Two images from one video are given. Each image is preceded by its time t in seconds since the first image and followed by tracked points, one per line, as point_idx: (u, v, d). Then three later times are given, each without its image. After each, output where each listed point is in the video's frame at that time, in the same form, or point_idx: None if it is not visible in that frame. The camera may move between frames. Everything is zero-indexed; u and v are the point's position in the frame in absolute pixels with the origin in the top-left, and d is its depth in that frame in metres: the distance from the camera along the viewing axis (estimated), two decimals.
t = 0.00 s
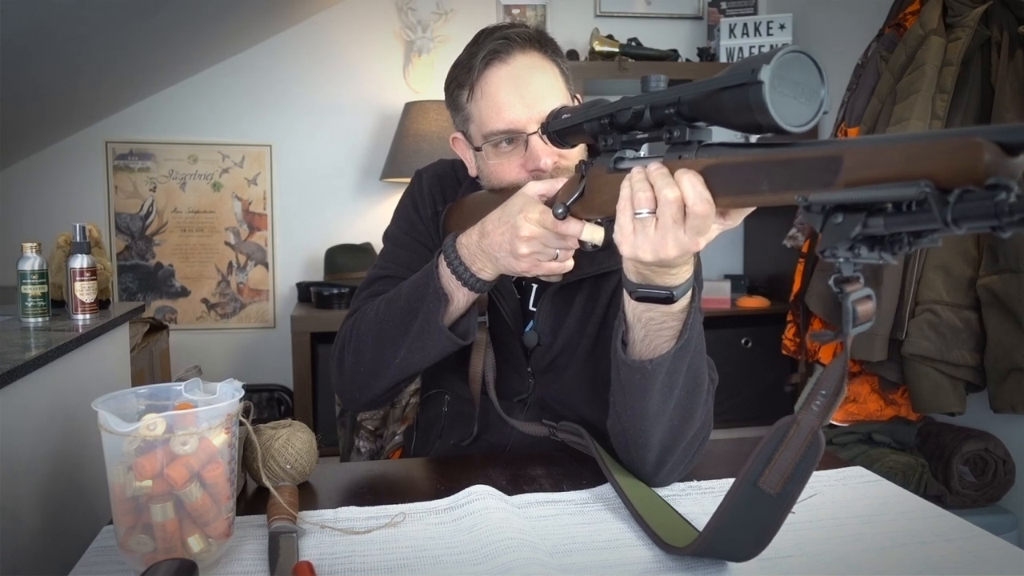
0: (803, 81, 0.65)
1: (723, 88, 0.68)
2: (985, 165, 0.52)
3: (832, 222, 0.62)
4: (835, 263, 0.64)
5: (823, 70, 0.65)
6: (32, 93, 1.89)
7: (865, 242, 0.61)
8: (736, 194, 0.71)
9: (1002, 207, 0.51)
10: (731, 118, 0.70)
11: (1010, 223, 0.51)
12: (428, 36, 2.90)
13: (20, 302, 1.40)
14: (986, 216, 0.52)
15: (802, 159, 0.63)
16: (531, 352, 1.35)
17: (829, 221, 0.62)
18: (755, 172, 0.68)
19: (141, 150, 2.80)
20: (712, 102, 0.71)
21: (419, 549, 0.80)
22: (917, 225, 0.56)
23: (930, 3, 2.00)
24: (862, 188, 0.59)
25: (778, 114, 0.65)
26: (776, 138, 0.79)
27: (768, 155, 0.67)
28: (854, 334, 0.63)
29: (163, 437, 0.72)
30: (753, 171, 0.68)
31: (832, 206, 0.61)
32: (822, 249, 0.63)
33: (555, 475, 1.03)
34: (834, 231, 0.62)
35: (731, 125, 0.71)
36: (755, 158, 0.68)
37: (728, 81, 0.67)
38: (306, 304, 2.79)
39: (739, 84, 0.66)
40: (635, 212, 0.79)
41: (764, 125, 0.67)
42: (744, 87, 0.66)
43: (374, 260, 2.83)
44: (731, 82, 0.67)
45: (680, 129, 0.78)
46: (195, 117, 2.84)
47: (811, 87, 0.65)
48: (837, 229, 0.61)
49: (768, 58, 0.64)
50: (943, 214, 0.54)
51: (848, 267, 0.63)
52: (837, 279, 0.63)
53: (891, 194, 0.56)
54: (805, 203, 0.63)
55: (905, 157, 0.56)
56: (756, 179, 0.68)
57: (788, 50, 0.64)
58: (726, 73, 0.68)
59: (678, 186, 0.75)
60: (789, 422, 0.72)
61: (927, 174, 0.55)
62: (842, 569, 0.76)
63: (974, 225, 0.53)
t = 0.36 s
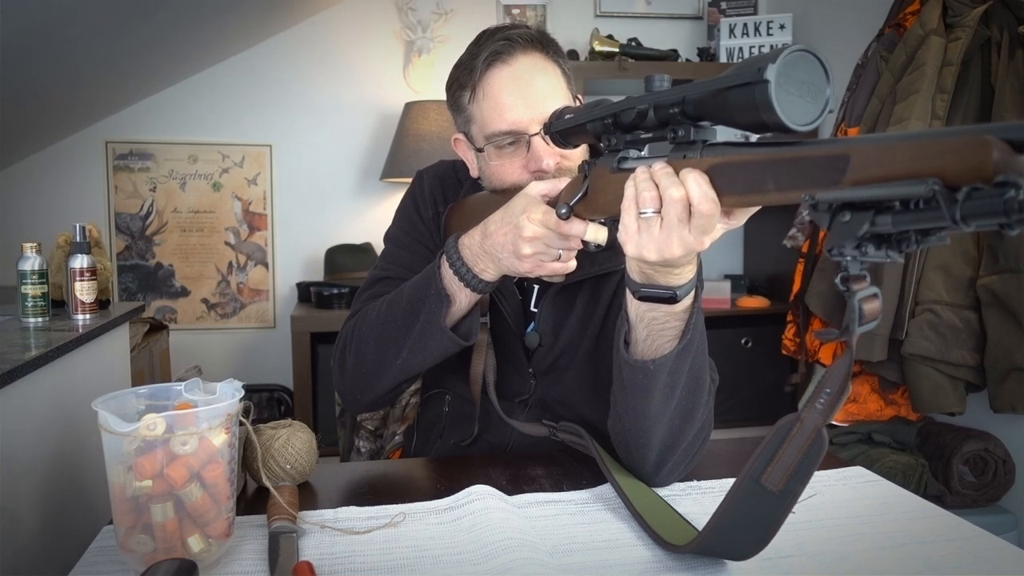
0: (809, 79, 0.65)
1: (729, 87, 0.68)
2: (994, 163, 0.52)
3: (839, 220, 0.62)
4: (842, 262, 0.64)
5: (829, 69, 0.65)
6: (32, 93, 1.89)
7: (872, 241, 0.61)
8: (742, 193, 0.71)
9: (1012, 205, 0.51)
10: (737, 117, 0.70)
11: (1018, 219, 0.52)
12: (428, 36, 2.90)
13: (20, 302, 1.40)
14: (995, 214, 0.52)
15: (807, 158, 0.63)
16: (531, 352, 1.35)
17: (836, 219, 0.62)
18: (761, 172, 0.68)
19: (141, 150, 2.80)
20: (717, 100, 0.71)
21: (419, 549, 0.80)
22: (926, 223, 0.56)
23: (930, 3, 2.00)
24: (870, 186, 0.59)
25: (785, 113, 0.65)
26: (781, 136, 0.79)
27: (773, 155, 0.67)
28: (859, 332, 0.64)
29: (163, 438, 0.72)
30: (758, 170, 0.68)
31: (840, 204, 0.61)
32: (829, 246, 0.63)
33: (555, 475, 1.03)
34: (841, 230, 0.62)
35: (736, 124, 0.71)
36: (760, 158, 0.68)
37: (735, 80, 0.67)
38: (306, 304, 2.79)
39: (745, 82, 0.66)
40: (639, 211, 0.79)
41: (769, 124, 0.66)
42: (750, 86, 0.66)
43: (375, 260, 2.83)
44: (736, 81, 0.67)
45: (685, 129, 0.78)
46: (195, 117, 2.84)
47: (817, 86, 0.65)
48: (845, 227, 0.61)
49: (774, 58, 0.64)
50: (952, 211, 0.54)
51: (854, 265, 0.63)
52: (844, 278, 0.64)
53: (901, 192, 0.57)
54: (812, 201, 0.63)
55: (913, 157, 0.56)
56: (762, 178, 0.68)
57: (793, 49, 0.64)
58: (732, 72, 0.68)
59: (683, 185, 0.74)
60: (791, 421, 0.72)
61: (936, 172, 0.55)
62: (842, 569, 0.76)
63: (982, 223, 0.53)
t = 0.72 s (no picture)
0: (808, 80, 0.65)
1: (729, 88, 0.68)
2: (992, 164, 0.52)
3: (838, 220, 0.62)
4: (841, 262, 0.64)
5: (828, 69, 0.65)
6: (32, 93, 1.89)
7: (870, 242, 0.61)
8: (741, 193, 0.71)
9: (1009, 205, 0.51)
10: (736, 117, 0.70)
11: (1016, 221, 0.51)
12: (428, 36, 2.90)
13: (20, 302, 1.40)
14: (993, 214, 0.52)
15: (807, 158, 0.63)
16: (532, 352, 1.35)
17: (835, 220, 0.62)
18: (760, 174, 0.68)
19: (141, 150, 2.80)
20: (717, 101, 0.71)
21: (419, 549, 0.80)
22: (924, 223, 0.56)
23: (930, 3, 2.00)
24: (869, 186, 0.59)
25: (783, 113, 0.65)
26: (780, 137, 0.79)
27: (772, 156, 0.67)
28: (859, 333, 0.64)
29: (163, 437, 0.72)
30: (758, 171, 0.68)
31: (839, 205, 0.61)
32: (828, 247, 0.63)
33: (555, 475, 1.03)
34: (840, 230, 0.62)
35: (735, 125, 0.71)
36: (760, 158, 0.68)
37: (734, 81, 0.67)
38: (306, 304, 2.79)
39: (744, 83, 0.66)
40: (639, 211, 0.79)
41: (768, 124, 0.67)
42: (750, 86, 0.66)
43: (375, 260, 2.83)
44: (736, 82, 0.67)
45: (684, 129, 0.78)
46: (195, 117, 2.84)
47: (816, 86, 0.65)
48: (843, 228, 0.61)
49: (773, 58, 0.64)
50: (949, 212, 0.54)
51: (853, 266, 0.63)
52: (843, 279, 0.64)
53: (899, 192, 0.56)
54: (811, 202, 0.63)
55: (911, 159, 0.56)
56: (760, 179, 0.68)
57: (792, 48, 0.64)
58: (731, 73, 0.68)
59: (682, 185, 0.75)
60: (791, 421, 0.73)
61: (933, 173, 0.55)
62: (841, 569, 0.76)
63: (981, 224, 0.53)
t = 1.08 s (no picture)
0: (810, 80, 0.65)
1: (731, 87, 0.68)
2: (995, 164, 0.52)
3: (841, 220, 0.62)
4: (842, 262, 0.64)
5: (831, 70, 0.65)
6: (32, 94, 1.89)
7: (873, 242, 0.61)
8: (742, 194, 0.71)
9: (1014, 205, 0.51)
10: (738, 117, 0.70)
11: (1020, 222, 0.51)
12: (428, 36, 2.90)
13: (20, 302, 1.40)
14: (997, 214, 0.52)
15: (808, 159, 0.63)
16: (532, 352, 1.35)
17: (838, 220, 0.62)
18: (761, 175, 0.68)
19: (141, 150, 2.80)
20: (719, 101, 0.71)
21: (420, 549, 0.80)
22: (928, 223, 0.56)
23: (930, 3, 2.00)
24: (872, 186, 0.59)
25: (785, 113, 0.64)
26: (780, 138, 0.79)
27: (773, 157, 0.67)
28: (861, 333, 0.64)
29: (163, 437, 0.72)
30: (759, 172, 0.68)
31: (842, 204, 0.61)
32: (830, 246, 0.63)
33: (555, 475, 1.03)
34: (842, 230, 0.61)
35: (737, 125, 0.71)
36: (761, 158, 0.68)
37: (736, 80, 0.67)
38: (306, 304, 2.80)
39: (746, 83, 0.66)
40: (641, 212, 0.79)
41: (770, 124, 0.66)
42: (751, 86, 0.66)
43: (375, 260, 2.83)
44: (737, 81, 0.67)
45: (686, 130, 0.78)
46: (195, 117, 2.84)
47: (818, 86, 0.65)
48: (846, 228, 0.61)
49: (775, 58, 0.64)
50: (953, 212, 0.54)
51: (855, 266, 0.63)
52: (846, 278, 0.63)
53: (904, 192, 0.56)
54: (813, 202, 0.63)
55: (914, 159, 0.56)
56: (762, 180, 0.68)
57: (796, 48, 0.64)
58: (733, 73, 0.68)
59: (685, 185, 0.75)
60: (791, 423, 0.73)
61: (938, 172, 0.55)
62: (842, 569, 0.76)
63: (984, 224, 0.53)
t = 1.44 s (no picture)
0: (809, 85, 0.65)
1: (730, 90, 0.68)
2: (988, 173, 0.52)
3: (834, 227, 0.62)
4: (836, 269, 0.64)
5: (830, 73, 0.65)
6: (32, 94, 1.89)
7: (866, 249, 0.60)
8: (740, 198, 0.71)
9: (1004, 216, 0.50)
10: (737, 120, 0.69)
11: (1012, 233, 0.51)
12: (428, 36, 2.90)
13: (20, 302, 1.40)
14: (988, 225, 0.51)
15: (807, 164, 0.63)
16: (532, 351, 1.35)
17: (831, 226, 0.62)
18: (759, 178, 0.68)
19: (141, 150, 2.80)
20: (718, 104, 0.71)
21: (420, 549, 0.80)
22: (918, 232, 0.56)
23: (930, 3, 2.00)
24: (864, 195, 0.59)
25: (783, 117, 0.64)
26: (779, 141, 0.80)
27: (772, 160, 0.67)
28: (856, 340, 0.63)
29: (163, 437, 0.72)
30: (757, 175, 0.68)
31: (836, 212, 0.61)
32: (822, 253, 0.63)
33: (555, 475, 1.03)
34: (834, 237, 0.61)
35: (736, 128, 0.71)
36: (760, 162, 0.68)
37: (735, 84, 0.67)
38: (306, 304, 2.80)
39: (744, 86, 0.66)
40: (639, 213, 0.79)
41: (769, 128, 0.66)
42: (750, 90, 0.66)
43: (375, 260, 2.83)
44: (736, 85, 0.67)
45: (685, 131, 0.77)
46: (194, 117, 2.84)
47: (817, 91, 0.65)
48: (838, 235, 0.61)
49: (774, 62, 0.64)
50: (944, 222, 0.53)
51: (849, 273, 0.63)
52: (839, 286, 0.63)
53: (895, 200, 0.56)
54: (808, 207, 0.64)
55: (908, 167, 0.56)
56: (759, 185, 0.69)
57: (795, 53, 0.64)
58: (733, 75, 0.68)
59: (682, 187, 0.75)
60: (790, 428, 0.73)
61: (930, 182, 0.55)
62: (842, 569, 0.76)
63: (976, 234, 0.52)
